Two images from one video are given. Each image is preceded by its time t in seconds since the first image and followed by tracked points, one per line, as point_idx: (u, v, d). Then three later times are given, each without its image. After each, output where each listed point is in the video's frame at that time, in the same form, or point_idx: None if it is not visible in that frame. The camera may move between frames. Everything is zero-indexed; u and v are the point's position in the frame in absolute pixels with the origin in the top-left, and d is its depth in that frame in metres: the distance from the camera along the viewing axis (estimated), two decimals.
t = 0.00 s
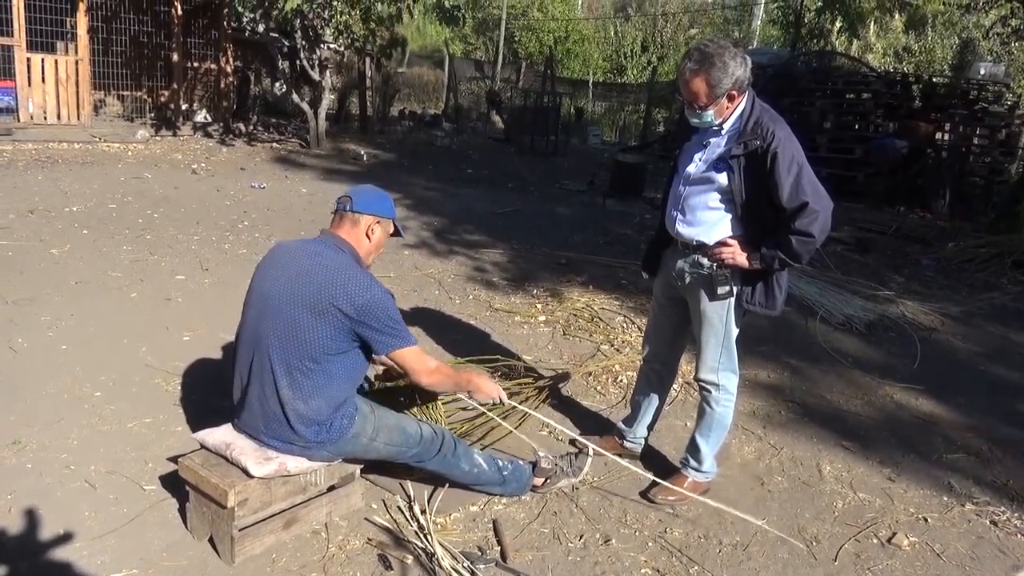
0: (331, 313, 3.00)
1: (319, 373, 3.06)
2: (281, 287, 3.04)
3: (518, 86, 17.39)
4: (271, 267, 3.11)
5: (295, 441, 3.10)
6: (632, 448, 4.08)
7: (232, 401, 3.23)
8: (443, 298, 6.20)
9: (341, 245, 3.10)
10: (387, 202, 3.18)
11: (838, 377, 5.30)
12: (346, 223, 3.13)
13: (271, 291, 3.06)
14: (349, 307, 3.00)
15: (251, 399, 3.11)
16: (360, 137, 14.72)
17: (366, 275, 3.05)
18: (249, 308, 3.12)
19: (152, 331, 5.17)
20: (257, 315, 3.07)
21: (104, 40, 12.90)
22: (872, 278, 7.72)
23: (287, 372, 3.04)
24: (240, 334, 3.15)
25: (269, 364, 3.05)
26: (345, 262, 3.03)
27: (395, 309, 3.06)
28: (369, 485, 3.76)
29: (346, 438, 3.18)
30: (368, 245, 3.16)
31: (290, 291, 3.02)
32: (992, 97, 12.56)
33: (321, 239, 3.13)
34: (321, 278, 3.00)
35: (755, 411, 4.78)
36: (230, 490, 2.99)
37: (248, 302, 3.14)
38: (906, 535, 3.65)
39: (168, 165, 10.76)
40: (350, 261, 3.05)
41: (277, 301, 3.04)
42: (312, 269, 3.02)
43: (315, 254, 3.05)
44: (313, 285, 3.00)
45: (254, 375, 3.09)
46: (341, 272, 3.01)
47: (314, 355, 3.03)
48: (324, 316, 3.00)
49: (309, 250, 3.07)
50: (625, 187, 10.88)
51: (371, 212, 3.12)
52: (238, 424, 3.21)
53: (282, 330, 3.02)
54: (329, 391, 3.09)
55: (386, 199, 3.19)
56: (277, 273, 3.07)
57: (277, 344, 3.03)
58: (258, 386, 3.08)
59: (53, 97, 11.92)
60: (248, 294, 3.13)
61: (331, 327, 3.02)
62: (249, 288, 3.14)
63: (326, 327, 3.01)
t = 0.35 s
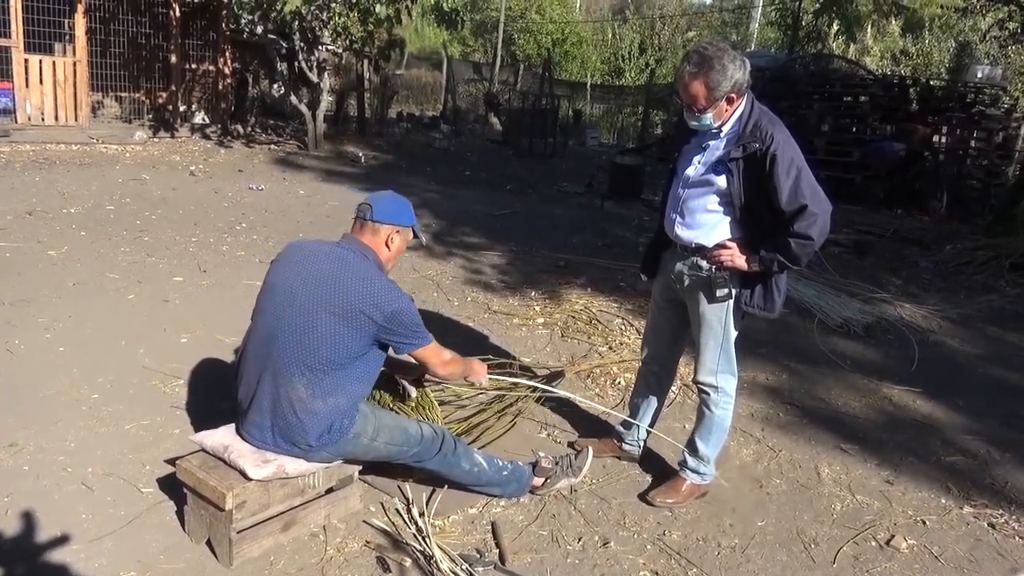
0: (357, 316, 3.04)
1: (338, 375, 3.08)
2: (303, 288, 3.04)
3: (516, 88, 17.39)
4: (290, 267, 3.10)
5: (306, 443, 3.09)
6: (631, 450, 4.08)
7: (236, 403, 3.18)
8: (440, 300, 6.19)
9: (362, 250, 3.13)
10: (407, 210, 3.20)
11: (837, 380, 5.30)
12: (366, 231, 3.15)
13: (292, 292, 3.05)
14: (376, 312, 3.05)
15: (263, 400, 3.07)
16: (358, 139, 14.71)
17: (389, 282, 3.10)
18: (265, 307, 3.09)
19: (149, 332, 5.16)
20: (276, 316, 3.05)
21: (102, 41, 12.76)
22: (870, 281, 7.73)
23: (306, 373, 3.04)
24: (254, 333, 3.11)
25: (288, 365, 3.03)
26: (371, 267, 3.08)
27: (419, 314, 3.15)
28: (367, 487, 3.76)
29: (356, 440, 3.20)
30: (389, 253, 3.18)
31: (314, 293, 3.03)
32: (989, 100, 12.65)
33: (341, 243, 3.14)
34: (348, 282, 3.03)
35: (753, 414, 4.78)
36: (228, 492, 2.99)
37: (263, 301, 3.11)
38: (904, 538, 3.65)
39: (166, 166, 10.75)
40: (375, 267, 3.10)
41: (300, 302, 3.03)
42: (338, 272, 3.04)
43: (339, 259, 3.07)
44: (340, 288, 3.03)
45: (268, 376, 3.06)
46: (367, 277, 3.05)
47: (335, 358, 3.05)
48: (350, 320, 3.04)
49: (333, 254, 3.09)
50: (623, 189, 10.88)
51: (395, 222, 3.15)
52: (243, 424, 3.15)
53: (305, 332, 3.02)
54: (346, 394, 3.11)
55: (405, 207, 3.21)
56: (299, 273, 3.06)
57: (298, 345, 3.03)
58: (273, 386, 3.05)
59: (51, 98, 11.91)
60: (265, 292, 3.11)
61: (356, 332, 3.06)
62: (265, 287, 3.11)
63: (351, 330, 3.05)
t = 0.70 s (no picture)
0: (364, 323, 3.05)
1: (340, 379, 3.09)
2: (311, 291, 3.04)
3: (510, 90, 17.40)
4: (299, 268, 3.10)
5: (304, 445, 3.09)
6: (629, 448, 4.08)
7: (234, 401, 3.16)
8: (434, 302, 6.19)
9: (370, 257, 3.13)
10: (417, 219, 3.18)
11: (830, 382, 5.31)
12: (376, 241, 3.14)
13: (301, 295, 3.04)
14: (383, 321, 3.07)
15: (264, 400, 3.06)
16: (352, 140, 14.70)
17: (396, 290, 3.11)
18: (271, 307, 3.08)
19: (142, 334, 5.15)
20: (283, 317, 3.05)
21: (95, 41, 12.75)
22: (863, 283, 7.76)
23: (309, 376, 3.03)
24: (258, 332, 3.10)
25: (291, 367, 3.03)
26: (379, 275, 3.09)
27: (423, 325, 3.16)
28: (361, 489, 3.76)
29: (353, 446, 3.20)
30: (397, 264, 3.19)
31: (322, 297, 3.03)
32: (981, 103, 12.78)
33: (350, 248, 3.15)
34: (356, 289, 3.04)
35: (747, 415, 4.79)
36: (222, 495, 2.98)
37: (270, 300, 3.10)
38: (897, 539, 3.66)
39: (159, 168, 10.72)
40: (382, 274, 3.11)
41: (307, 304, 3.03)
42: (347, 277, 3.05)
43: (347, 265, 3.08)
44: (348, 294, 3.03)
45: (270, 377, 3.05)
46: (375, 285, 3.06)
47: (338, 362, 3.06)
48: (356, 325, 3.04)
49: (342, 259, 3.09)
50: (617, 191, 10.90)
51: (405, 233, 3.13)
52: (241, 424, 3.14)
53: (311, 336, 3.02)
54: (347, 399, 3.12)
55: (414, 215, 3.18)
56: (308, 275, 3.06)
57: (302, 347, 3.02)
58: (274, 387, 3.04)
59: (43, 98, 11.86)
60: (272, 292, 3.10)
61: (361, 338, 3.07)
62: (272, 287, 3.11)
63: (356, 335, 3.05)
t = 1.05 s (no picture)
0: (359, 326, 3.05)
1: (333, 380, 3.08)
2: (307, 292, 3.03)
3: (504, 91, 17.40)
4: (295, 269, 3.10)
5: (297, 446, 3.08)
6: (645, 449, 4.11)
7: (228, 401, 3.15)
8: (429, 303, 6.19)
9: (368, 259, 3.12)
10: (416, 221, 3.18)
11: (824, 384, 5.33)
12: (373, 247, 3.14)
13: (296, 296, 3.04)
14: (379, 324, 3.07)
15: (257, 400, 3.05)
16: (347, 140, 14.68)
17: (393, 293, 3.11)
18: (266, 307, 3.08)
19: (135, 334, 5.13)
20: (277, 317, 3.04)
21: (88, 41, 12.70)
22: (856, 286, 7.78)
23: (303, 376, 3.03)
24: (253, 330, 3.10)
25: (284, 367, 3.02)
26: (375, 278, 3.09)
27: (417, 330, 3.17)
28: (354, 490, 3.75)
29: (347, 448, 3.19)
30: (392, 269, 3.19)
31: (318, 298, 3.02)
32: (973, 108, 12.85)
33: (347, 251, 3.15)
34: (353, 291, 3.04)
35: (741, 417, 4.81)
36: (214, 496, 2.97)
37: (266, 300, 3.10)
38: (889, 542, 3.67)
39: (152, 166, 10.69)
40: (379, 277, 3.11)
41: (302, 305, 3.02)
42: (344, 279, 3.05)
43: (344, 267, 3.07)
44: (344, 296, 3.03)
45: (263, 377, 3.04)
46: (371, 287, 3.07)
47: (333, 363, 3.05)
48: (351, 327, 3.04)
49: (339, 261, 3.09)
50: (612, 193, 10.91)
51: (403, 236, 3.13)
52: (234, 424, 3.12)
53: (306, 338, 3.01)
54: (340, 401, 3.11)
55: (413, 217, 3.18)
56: (304, 276, 3.06)
57: (296, 348, 3.01)
58: (267, 387, 3.04)
59: (36, 96, 11.82)
60: (268, 292, 3.10)
61: (356, 340, 3.07)
62: (268, 286, 3.11)
63: (351, 336, 3.05)
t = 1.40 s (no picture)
0: (348, 325, 3.05)
1: (325, 381, 3.08)
2: (295, 293, 3.04)
3: (499, 92, 17.40)
4: (283, 271, 3.10)
5: (293, 448, 3.08)
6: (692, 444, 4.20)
7: (221, 404, 3.14)
8: (423, 304, 6.18)
9: (355, 256, 3.14)
10: (396, 213, 3.16)
11: (818, 385, 5.34)
12: (352, 243, 3.15)
13: (285, 297, 3.05)
14: (368, 322, 3.08)
15: (250, 404, 3.05)
16: (341, 141, 14.66)
17: (381, 290, 3.13)
18: (256, 310, 3.08)
19: (129, 334, 5.13)
20: (266, 319, 3.05)
21: (82, 41, 12.70)
22: (850, 287, 7.80)
23: (295, 379, 3.03)
24: (243, 335, 3.10)
25: (276, 370, 3.02)
26: (363, 277, 3.10)
27: (407, 325, 3.19)
28: (348, 491, 3.75)
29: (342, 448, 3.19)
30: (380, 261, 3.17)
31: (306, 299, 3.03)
32: (966, 108, 12.90)
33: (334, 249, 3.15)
34: (341, 291, 3.05)
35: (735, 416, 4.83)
36: (209, 497, 2.96)
37: (255, 303, 3.10)
38: (883, 542, 3.68)
39: (146, 167, 10.66)
40: (367, 274, 3.12)
41: (290, 306, 3.03)
42: (331, 279, 3.06)
43: (331, 267, 3.08)
44: (332, 296, 3.04)
45: (255, 381, 3.04)
46: (359, 285, 3.08)
47: (324, 364, 3.06)
48: (341, 326, 3.04)
49: (326, 260, 3.09)
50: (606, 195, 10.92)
51: (385, 230, 3.12)
52: (229, 428, 3.11)
53: (295, 339, 3.01)
54: (333, 402, 3.11)
55: (392, 210, 3.16)
56: (292, 278, 3.07)
57: (287, 350, 3.01)
58: (259, 390, 3.03)
59: (29, 97, 11.79)
60: (256, 295, 3.10)
61: (346, 340, 3.07)
62: (256, 289, 3.11)
63: (341, 336, 3.05)
